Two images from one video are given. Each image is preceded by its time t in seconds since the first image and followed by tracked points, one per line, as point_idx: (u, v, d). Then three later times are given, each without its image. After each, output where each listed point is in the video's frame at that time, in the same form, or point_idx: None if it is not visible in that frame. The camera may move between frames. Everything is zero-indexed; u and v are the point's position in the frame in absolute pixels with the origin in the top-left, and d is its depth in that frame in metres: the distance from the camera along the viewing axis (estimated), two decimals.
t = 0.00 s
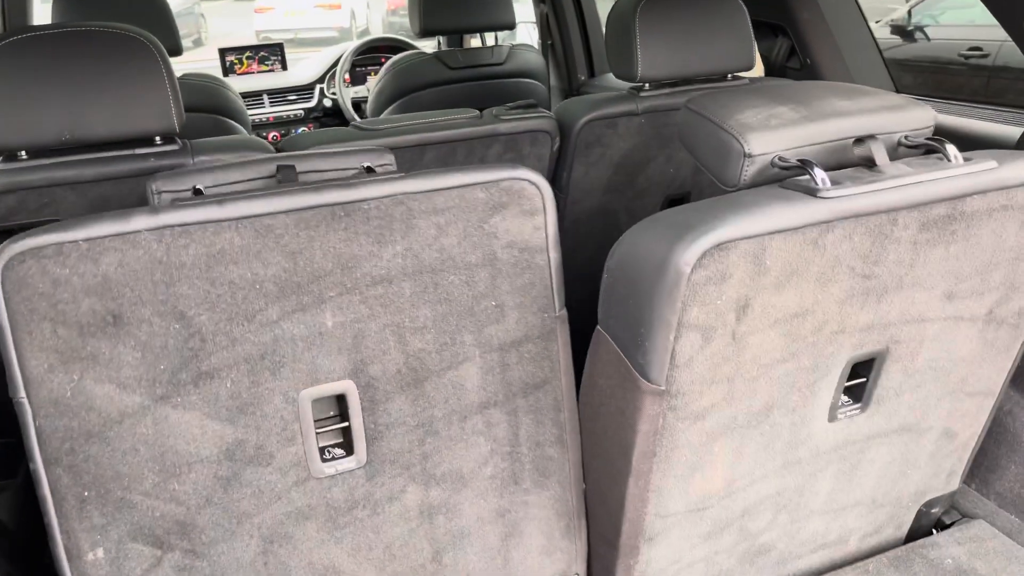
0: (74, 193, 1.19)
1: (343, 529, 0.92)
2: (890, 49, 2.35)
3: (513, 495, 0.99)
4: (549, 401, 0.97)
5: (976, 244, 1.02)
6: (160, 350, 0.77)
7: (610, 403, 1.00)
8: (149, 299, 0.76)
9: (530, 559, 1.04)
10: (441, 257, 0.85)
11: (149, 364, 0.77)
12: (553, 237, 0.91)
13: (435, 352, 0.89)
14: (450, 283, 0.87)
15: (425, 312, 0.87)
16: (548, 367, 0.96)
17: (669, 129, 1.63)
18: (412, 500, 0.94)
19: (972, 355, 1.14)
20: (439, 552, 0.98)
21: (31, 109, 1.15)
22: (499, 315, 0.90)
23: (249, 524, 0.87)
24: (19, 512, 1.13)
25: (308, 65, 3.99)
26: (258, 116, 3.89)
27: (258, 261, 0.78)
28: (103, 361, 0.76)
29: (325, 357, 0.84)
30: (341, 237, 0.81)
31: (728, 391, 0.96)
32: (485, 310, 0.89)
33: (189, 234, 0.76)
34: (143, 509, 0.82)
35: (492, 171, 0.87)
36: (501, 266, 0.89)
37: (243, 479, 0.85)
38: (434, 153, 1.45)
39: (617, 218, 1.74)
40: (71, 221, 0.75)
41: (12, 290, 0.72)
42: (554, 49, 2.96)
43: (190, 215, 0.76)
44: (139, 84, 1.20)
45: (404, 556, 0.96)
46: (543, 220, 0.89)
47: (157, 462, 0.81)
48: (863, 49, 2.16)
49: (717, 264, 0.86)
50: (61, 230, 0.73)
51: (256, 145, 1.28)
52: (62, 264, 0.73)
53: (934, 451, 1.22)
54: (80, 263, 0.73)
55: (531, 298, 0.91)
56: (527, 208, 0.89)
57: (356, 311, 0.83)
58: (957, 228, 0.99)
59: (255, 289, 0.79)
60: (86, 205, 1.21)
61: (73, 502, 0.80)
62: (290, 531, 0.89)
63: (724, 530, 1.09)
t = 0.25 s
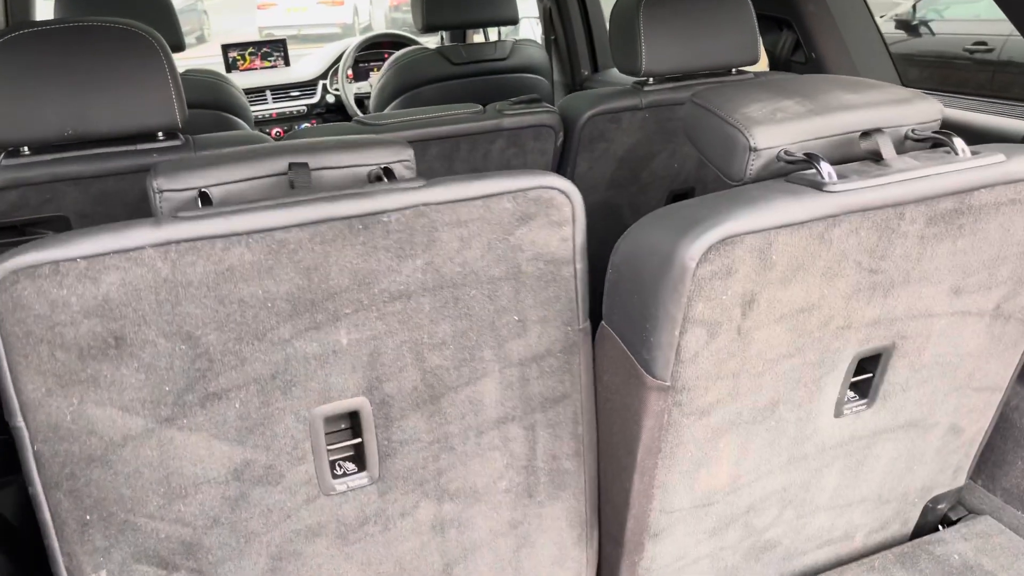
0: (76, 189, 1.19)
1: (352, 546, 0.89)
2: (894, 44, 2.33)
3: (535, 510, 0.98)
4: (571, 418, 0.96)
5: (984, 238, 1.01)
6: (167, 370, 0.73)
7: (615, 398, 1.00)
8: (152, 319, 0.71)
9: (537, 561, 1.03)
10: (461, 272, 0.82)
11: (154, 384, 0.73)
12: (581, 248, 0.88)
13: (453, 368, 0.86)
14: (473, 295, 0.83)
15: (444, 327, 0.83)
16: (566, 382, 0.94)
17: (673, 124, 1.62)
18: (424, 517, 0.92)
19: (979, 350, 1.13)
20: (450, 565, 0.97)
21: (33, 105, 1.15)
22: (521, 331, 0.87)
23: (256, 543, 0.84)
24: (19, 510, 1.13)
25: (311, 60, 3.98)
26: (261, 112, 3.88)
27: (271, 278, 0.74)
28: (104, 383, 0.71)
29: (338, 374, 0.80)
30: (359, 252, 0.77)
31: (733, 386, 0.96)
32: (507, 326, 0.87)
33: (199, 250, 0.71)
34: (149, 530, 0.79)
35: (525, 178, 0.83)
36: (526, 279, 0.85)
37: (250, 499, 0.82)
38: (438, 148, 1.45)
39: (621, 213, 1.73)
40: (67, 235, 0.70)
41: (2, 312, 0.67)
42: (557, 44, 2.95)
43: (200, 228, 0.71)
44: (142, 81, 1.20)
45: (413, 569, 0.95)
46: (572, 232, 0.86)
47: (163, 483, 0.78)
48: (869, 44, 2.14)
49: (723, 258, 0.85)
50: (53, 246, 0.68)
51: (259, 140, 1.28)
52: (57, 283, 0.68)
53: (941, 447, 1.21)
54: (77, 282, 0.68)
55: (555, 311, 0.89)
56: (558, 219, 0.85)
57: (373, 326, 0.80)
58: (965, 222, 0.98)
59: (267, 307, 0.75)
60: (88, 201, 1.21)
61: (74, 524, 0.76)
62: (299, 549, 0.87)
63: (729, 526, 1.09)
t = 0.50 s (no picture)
0: (82, 185, 1.19)
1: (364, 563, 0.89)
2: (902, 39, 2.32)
3: (552, 522, 0.99)
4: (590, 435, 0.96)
5: (995, 233, 1.00)
6: (177, 397, 0.71)
7: (624, 396, 0.99)
8: (160, 344, 0.68)
9: (546, 562, 1.02)
10: (484, 290, 0.80)
11: (162, 411, 0.71)
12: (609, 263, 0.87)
13: (474, 388, 0.85)
14: (497, 314, 0.82)
15: (465, 346, 0.82)
16: (590, 399, 0.94)
17: (680, 119, 1.61)
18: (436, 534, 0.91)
19: (989, 346, 1.12)
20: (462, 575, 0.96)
21: (37, 102, 1.15)
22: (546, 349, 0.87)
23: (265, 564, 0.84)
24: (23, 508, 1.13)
25: (316, 57, 3.99)
26: (266, 108, 3.88)
27: (288, 300, 0.72)
28: (110, 413, 0.69)
29: (357, 397, 0.79)
30: (380, 273, 0.75)
31: (742, 383, 0.95)
32: (532, 346, 0.86)
33: (214, 271, 0.68)
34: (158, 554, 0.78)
35: (559, 193, 0.81)
36: (555, 298, 0.85)
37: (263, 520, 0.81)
38: (443, 145, 1.44)
39: (627, 209, 1.72)
40: (71, 255, 0.66)
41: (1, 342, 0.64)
42: (562, 39, 2.94)
43: (217, 247, 0.68)
44: (148, 79, 1.20)
45: None
46: (601, 247, 0.84)
47: (173, 506, 0.76)
48: (877, 38, 2.12)
49: (732, 255, 0.84)
50: (54, 272, 0.65)
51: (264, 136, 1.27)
52: (59, 310, 0.65)
53: (950, 444, 1.20)
54: (82, 309, 0.66)
55: (580, 329, 0.87)
56: (588, 235, 0.83)
57: (392, 347, 0.78)
58: (976, 217, 0.97)
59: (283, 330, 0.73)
60: (94, 198, 1.21)
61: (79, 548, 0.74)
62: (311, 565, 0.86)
63: (737, 523, 1.08)
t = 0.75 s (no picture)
0: (88, 181, 1.19)
1: None
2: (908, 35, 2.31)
3: (566, 537, 0.97)
4: (607, 453, 0.93)
5: (1004, 228, 0.99)
6: (187, 430, 0.67)
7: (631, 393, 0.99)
8: (170, 380, 0.65)
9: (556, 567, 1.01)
10: (511, 316, 0.76)
11: (171, 445, 0.67)
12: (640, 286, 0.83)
13: (495, 412, 0.82)
14: (523, 339, 0.78)
15: (488, 371, 0.78)
16: (610, 414, 0.90)
17: (686, 114, 1.61)
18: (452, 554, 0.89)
19: (997, 343, 1.11)
20: None
21: (43, 98, 1.15)
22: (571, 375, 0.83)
23: None
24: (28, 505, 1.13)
25: (322, 54, 4.00)
26: (271, 104, 3.88)
27: (304, 332, 0.68)
28: (117, 448, 0.66)
29: (372, 424, 0.75)
30: (401, 301, 0.71)
31: (748, 379, 0.95)
32: (557, 370, 0.82)
33: (230, 304, 0.65)
34: None
35: (590, 213, 0.78)
36: (580, 322, 0.81)
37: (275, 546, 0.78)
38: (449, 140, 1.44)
39: (633, 205, 1.72)
40: (75, 286, 0.62)
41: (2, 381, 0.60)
42: (568, 36, 2.93)
43: (231, 278, 0.64)
44: (154, 77, 1.20)
45: None
46: (633, 271, 0.80)
47: (183, 536, 0.73)
48: (884, 33, 2.11)
49: (738, 250, 0.84)
50: (57, 307, 0.61)
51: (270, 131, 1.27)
52: (63, 347, 0.61)
53: (957, 441, 1.20)
54: (87, 346, 0.62)
55: (607, 354, 0.84)
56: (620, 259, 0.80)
57: (414, 373, 0.74)
58: (984, 213, 0.96)
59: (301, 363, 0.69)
60: (100, 193, 1.21)
61: None
62: None
63: (743, 519, 1.08)
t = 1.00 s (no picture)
0: (98, 179, 1.19)
1: None
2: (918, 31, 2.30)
3: (581, 552, 0.96)
4: (626, 472, 0.93)
5: (1017, 226, 0.99)
6: (201, 462, 0.65)
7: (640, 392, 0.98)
8: (184, 416, 0.63)
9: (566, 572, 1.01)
10: (537, 347, 0.76)
11: (185, 477, 0.65)
12: (666, 311, 0.83)
13: (516, 436, 0.81)
14: (545, 366, 0.78)
15: (510, 399, 0.78)
16: (631, 436, 0.90)
17: (695, 112, 1.60)
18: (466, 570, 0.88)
19: (1008, 341, 1.10)
20: None
21: (53, 96, 1.15)
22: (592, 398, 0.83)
23: None
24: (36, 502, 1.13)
25: (329, 51, 4.00)
26: (280, 102, 3.88)
27: (323, 366, 0.67)
28: (129, 481, 0.63)
29: (391, 452, 0.75)
30: (428, 331, 0.70)
31: (758, 377, 0.94)
32: (580, 395, 0.83)
33: (253, 338, 0.63)
34: None
35: (624, 240, 0.76)
36: (608, 348, 0.81)
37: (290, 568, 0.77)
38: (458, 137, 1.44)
39: (641, 202, 1.72)
40: (84, 320, 0.59)
41: (7, 422, 0.57)
42: (577, 32, 2.92)
43: (251, 314, 0.62)
44: (161, 76, 1.20)
45: None
46: (663, 296, 0.80)
47: (195, 563, 0.71)
48: (894, 28, 2.09)
49: (747, 248, 0.83)
50: (67, 346, 0.57)
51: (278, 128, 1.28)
52: (73, 387, 0.58)
53: (967, 440, 1.19)
54: (98, 385, 0.59)
55: (630, 378, 0.85)
56: (649, 286, 0.79)
57: (436, 402, 0.74)
58: (996, 211, 0.96)
59: (321, 395, 0.68)
60: (109, 190, 1.21)
61: None
62: None
63: (751, 518, 1.08)
